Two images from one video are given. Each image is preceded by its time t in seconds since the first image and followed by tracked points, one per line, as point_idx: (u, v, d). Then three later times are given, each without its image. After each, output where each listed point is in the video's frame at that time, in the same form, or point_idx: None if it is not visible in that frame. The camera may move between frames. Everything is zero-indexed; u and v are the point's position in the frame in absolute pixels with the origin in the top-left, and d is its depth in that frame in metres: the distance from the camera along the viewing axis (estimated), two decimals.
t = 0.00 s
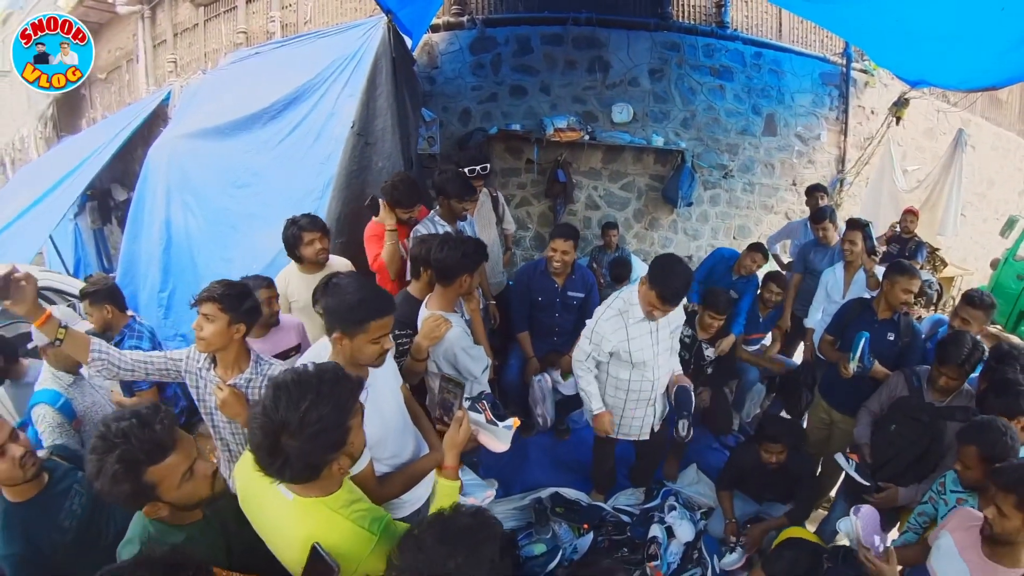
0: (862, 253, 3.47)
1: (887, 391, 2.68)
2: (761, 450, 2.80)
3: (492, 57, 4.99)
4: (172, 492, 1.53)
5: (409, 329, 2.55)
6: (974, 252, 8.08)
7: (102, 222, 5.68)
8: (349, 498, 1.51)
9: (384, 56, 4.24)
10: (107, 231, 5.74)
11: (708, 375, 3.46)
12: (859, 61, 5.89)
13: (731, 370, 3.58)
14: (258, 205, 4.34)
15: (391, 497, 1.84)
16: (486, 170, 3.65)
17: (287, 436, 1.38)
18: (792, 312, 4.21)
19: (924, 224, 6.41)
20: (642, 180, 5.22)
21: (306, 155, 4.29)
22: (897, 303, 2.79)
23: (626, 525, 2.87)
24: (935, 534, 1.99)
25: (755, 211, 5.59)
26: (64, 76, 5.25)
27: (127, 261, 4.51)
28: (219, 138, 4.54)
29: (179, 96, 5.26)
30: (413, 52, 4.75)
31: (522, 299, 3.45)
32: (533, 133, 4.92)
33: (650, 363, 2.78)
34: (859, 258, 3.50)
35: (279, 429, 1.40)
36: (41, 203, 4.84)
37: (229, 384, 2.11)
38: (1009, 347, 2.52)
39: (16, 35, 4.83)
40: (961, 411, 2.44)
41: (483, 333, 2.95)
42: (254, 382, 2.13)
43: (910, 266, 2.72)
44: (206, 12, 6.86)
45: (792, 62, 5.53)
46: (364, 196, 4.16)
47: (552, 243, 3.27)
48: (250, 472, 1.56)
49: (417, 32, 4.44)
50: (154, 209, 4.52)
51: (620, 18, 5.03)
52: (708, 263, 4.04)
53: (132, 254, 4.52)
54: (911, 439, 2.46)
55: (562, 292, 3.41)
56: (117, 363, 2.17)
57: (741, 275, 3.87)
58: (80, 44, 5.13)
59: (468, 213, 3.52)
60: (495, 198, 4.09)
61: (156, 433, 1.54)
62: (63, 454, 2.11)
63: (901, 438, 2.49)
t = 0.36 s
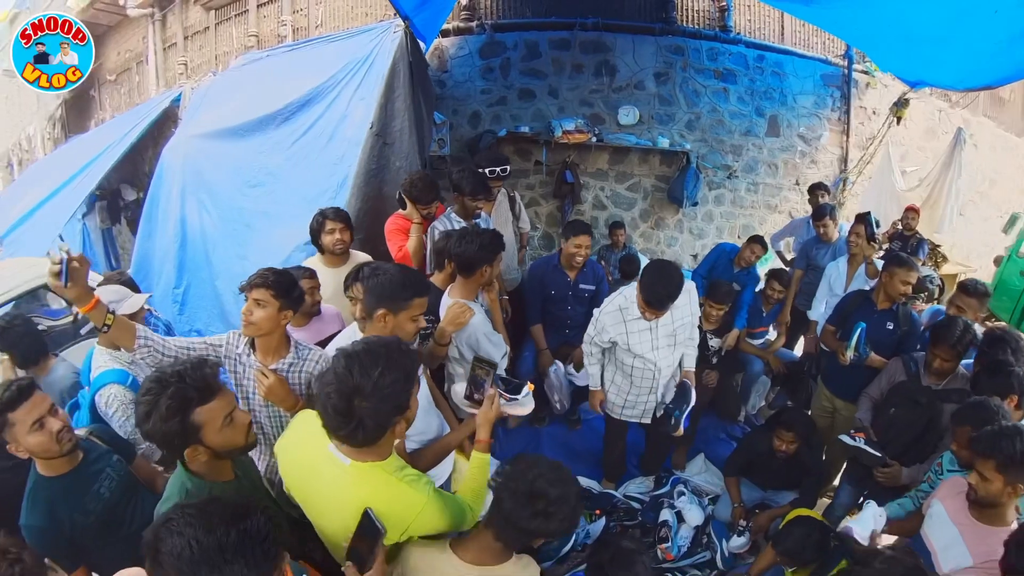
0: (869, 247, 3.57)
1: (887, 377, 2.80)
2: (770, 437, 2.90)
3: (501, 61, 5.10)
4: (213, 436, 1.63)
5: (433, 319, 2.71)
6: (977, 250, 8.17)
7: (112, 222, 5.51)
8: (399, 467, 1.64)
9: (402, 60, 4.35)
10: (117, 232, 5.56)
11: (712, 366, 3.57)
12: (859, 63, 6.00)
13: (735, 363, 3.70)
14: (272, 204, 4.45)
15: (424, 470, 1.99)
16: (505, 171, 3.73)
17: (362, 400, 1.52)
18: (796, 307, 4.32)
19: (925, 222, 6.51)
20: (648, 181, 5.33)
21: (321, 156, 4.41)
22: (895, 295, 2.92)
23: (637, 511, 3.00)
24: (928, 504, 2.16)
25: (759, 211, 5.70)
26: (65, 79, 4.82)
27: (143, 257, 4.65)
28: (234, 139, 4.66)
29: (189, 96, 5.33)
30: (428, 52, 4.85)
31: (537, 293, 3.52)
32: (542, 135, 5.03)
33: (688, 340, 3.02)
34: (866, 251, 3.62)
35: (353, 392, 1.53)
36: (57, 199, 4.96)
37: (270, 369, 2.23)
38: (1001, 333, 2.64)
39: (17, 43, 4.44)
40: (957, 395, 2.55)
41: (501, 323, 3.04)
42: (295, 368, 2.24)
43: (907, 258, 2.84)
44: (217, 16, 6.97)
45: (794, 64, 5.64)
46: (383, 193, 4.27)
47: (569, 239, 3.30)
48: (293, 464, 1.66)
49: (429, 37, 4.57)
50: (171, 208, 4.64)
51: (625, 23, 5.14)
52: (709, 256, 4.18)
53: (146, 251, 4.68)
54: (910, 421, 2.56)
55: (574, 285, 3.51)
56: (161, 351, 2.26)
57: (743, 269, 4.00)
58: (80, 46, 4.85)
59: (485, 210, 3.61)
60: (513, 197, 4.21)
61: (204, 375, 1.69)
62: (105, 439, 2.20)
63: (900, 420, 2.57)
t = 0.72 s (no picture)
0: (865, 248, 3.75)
1: (879, 366, 2.97)
2: (770, 423, 3.07)
3: (510, 64, 5.25)
4: (269, 390, 1.93)
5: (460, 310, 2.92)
6: (970, 250, 8.37)
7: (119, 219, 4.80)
8: (456, 435, 1.91)
9: (422, 63, 4.65)
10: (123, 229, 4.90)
11: (715, 358, 3.75)
12: (856, 68, 6.17)
13: (735, 355, 3.91)
14: (290, 202, 4.58)
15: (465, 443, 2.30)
16: (527, 171, 3.88)
17: (441, 369, 1.79)
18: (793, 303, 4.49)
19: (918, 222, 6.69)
20: (652, 181, 5.49)
21: (340, 155, 4.61)
22: (886, 290, 3.10)
23: (648, 495, 3.11)
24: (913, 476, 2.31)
25: (758, 211, 5.87)
26: (66, 78, 3.76)
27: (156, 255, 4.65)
28: (247, 137, 4.69)
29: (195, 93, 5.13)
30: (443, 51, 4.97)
31: (555, 283, 3.67)
32: (550, 136, 5.19)
33: (702, 345, 3.23)
34: (858, 254, 3.76)
35: (431, 363, 1.79)
36: (76, 186, 3.91)
37: (320, 356, 2.47)
38: (982, 323, 2.81)
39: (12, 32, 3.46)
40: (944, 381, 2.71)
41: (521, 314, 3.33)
42: (342, 355, 2.50)
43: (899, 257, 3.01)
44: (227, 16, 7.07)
45: (793, 68, 5.81)
46: (405, 190, 4.61)
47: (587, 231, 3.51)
48: (360, 438, 1.87)
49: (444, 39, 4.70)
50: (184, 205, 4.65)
51: (631, 27, 5.29)
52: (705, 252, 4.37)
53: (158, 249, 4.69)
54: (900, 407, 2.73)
55: (592, 277, 3.69)
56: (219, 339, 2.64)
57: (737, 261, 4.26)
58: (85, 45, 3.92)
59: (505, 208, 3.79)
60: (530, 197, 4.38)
61: (265, 336, 2.03)
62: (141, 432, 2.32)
63: (891, 406, 2.74)
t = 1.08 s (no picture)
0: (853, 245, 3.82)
1: (865, 358, 3.07)
2: (760, 412, 3.17)
3: (507, 63, 5.32)
4: (286, 369, 2.06)
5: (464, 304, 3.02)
6: (961, 245, 8.48)
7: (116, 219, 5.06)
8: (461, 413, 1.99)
9: (422, 65, 4.66)
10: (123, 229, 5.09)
11: (709, 351, 3.84)
12: (848, 67, 6.27)
13: (729, 348, 4.00)
14: (290, 200, 4.65)
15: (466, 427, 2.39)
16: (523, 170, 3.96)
17: (448, 348, 1.88)
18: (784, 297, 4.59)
19: (907, 219, 6.80)
20: (647, 178, 5.58)
21: (341, 155, 4.65)
22: (872, 286, 3.19)
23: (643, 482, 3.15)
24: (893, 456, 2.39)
25: (751, 207, 5.96)
26: (66, 78, 3.96)
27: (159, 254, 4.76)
28: (248, 136, 4.77)
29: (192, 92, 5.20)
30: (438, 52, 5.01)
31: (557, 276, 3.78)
32: (545, 134, 5.27)
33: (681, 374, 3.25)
34: (847, 250, 3.83)
35: (439, 342, 1.88)
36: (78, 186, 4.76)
37: (343, 347, 2.60)
38: (965, 318, 2.90)
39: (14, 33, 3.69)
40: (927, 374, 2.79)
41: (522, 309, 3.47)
42: (363, 345, 2.63)
43: (886, 255, 3.10)
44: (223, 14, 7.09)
45: (785, 67, 5.89)
46: (406, 190, 4.63)
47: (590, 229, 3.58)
48: (372, 414, 1.95)
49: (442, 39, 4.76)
50: (187, 204, 4.74)
51: (626, 27, 5.38)
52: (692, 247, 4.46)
53: (162, 248, 4.80)
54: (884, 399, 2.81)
55: (592, 272, 3.77)
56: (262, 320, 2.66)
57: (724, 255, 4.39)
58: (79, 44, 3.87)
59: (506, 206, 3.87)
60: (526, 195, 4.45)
61: (284, 322, 2.15)
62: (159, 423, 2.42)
63: (875, 395, 2.79)
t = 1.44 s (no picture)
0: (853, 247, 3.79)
1: (863, 366, 2.95)
2: (753, 417, 3.05)
3: (496, 54, 5.18)
4: (243, 390, 1.95)
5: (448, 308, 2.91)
6: (958, 243, 8.37)
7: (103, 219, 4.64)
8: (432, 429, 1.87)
9: (404, 58, 4.53)
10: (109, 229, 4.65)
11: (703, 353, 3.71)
12: (846, 60, 6.14)
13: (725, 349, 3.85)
14: (275, 198, 4.52)
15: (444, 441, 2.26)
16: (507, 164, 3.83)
17: (408, 361, 1.77)
18: (779, 296, 4.47)
19: (905, 217, 6.68)
20: (640, 173, 5.45)
21: (324, 151, 4.53)
22: (872, 290, 3.07)
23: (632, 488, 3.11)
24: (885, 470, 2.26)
25: (746, 203, 5.84)
26: (67, 79, 3.93)
27: (142, 254, 4.59)
28: (232, 132, 4.60)
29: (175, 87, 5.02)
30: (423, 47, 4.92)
31: (538, 273, 3.70)
32: (536, 128, 5.14)
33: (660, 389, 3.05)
34: (849, 252, 3.80)
35: (400, 356, 1.78)
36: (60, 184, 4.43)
37: (325, 356, 2.47)
38: (969, 326, 2.78)
39: (13, 32, 3.63)
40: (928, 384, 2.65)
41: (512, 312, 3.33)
42: (346, 355, 2.49)
43: (883, 258, 2.99)
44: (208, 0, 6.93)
45: (783, 60, 5.77)
46: (389, 188, 4.53)
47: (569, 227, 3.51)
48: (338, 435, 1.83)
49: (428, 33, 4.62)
50: (170, 203, 4.58)
51: (619, 18, 5.25)
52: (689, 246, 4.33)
53: (144, 249, 4.61)
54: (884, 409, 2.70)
55: (576, 271, 3.66)
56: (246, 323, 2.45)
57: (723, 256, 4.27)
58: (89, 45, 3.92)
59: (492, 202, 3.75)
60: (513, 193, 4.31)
61: (241, 339, 2.02)
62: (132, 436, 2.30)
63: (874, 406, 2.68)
